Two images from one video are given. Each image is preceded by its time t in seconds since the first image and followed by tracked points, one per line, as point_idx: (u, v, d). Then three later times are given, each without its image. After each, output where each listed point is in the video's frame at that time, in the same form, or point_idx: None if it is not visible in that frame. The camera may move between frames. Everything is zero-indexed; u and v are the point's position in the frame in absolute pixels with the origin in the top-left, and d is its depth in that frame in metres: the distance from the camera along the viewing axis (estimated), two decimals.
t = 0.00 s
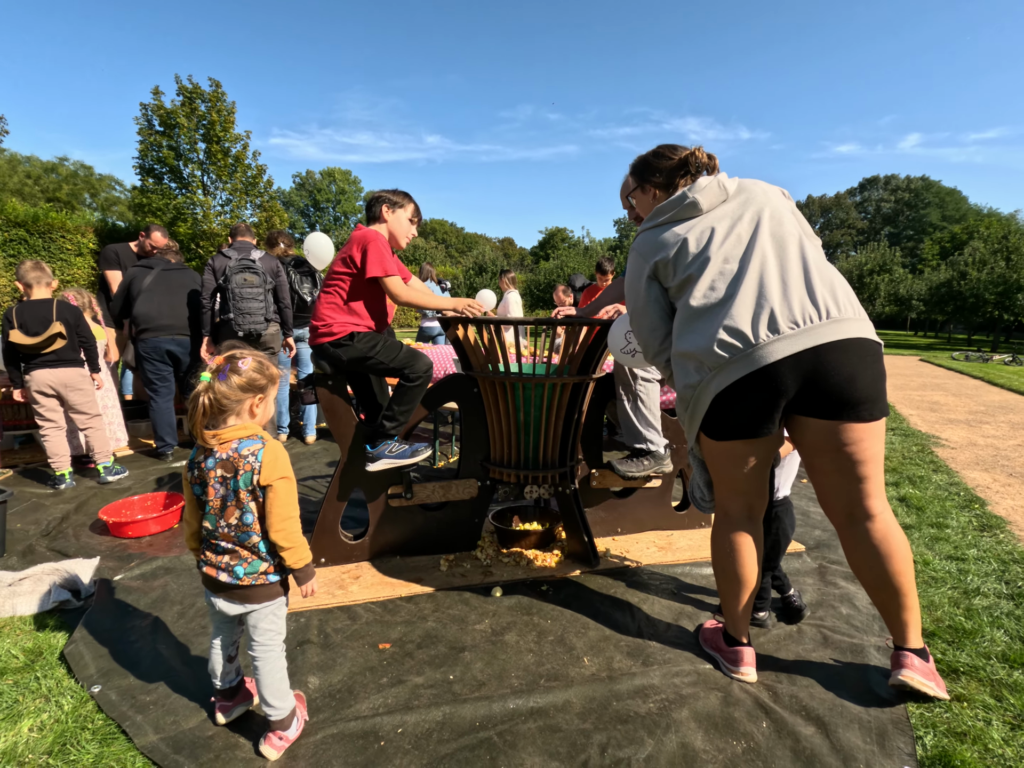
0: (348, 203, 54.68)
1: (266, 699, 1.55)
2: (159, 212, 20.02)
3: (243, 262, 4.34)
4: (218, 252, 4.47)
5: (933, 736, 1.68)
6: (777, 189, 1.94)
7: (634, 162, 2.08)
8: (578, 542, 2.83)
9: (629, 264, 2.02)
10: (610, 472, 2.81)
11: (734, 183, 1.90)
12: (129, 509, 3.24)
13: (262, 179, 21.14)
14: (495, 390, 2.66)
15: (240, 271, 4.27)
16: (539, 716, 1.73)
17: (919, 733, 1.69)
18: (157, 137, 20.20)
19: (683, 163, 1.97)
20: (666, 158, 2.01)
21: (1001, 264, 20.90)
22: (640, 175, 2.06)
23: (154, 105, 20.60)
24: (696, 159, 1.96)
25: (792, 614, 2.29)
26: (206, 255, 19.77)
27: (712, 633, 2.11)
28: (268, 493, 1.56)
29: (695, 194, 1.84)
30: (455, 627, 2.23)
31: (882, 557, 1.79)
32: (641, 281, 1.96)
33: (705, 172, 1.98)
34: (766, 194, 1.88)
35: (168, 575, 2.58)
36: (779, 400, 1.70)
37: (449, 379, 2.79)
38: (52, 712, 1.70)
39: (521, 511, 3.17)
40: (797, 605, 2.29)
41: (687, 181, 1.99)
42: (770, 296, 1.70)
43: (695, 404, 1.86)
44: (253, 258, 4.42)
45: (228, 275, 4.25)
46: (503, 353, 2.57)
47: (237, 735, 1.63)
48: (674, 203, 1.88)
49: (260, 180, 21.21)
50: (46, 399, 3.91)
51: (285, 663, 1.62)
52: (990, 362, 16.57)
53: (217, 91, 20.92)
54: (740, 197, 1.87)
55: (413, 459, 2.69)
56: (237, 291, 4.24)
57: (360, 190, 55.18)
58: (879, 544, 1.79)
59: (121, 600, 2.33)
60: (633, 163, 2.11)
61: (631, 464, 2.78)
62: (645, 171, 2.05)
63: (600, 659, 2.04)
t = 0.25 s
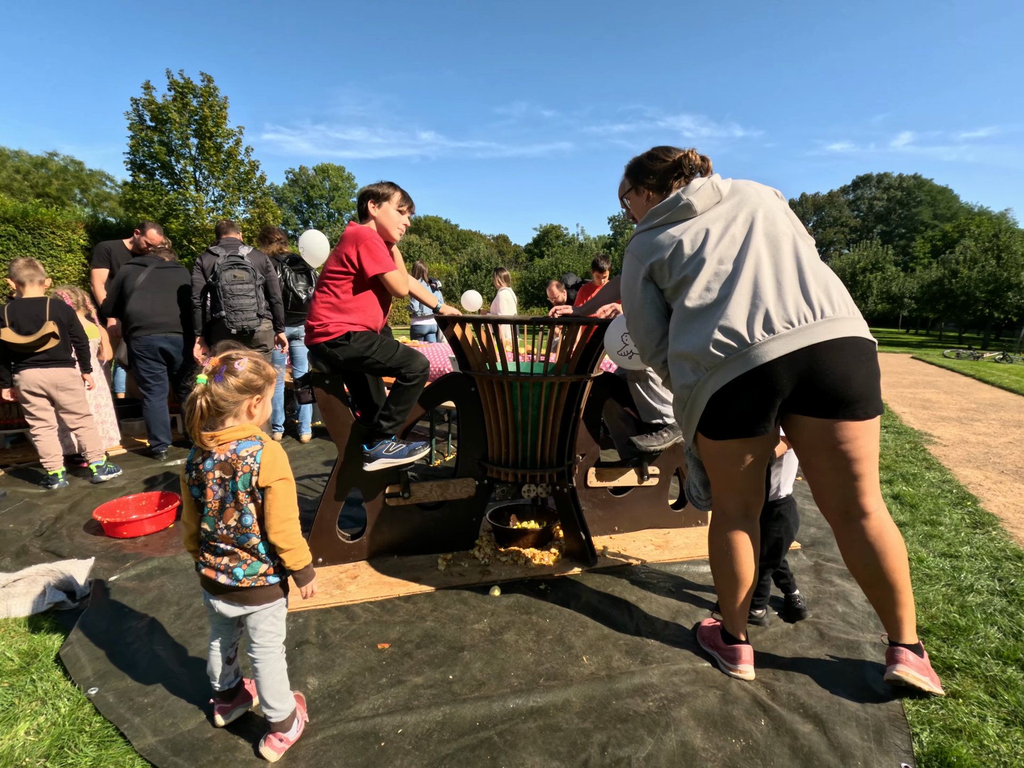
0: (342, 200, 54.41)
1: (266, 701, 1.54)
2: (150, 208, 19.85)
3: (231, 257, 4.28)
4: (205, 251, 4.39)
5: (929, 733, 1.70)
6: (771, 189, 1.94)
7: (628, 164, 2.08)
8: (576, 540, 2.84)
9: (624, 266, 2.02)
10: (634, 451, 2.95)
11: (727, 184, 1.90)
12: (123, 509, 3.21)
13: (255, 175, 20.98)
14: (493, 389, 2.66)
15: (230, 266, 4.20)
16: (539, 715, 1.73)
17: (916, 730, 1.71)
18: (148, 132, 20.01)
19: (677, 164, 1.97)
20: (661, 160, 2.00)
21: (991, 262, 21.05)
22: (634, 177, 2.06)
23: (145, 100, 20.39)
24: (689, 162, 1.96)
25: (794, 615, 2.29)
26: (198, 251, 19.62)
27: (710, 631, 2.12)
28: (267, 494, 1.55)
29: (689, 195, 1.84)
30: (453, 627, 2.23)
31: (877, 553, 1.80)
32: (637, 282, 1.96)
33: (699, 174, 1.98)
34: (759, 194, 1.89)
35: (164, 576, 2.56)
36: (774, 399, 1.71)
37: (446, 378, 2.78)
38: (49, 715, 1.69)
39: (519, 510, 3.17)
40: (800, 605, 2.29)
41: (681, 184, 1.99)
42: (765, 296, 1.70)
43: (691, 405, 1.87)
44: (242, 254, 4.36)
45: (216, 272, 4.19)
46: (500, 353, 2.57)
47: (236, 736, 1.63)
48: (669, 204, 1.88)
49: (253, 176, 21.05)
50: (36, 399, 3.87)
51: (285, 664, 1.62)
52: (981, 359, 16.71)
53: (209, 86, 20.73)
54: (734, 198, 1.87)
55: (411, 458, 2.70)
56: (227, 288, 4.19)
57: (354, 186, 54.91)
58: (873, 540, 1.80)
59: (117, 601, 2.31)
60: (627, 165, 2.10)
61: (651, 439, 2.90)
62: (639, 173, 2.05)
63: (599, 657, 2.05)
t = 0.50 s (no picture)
0: (334, 196, 54.09)
1: (276, 700, 1.55)
2: (141, 204, 19.65)
3: (228, 254, 4.25)
4: (200, 249, 4.36)
5: (931, 726, 1.72)
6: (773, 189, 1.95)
7: (629, 165, 2.10)
8: (578, 538, 2.85)
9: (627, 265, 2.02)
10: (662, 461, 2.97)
11: (730, 183, 1.91)
12: (122, 508, 3.19)
13: (247, 171, 20.80)
14: (495, 387, 2.66)
15: (227, 263, 4.17)
16: (546, 711, 1.74)
17: (918, 722, 1.73)
18: (138, 127, 19.79)
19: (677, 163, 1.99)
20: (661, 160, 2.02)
21: (981, 260, 21.24)
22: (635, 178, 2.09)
23: (135, 94, 20.16)
24: (689, 162, 1.98)
25: (795, 611, 2.32)
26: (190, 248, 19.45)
27: (713, 627, 2.14)
28: (276, 493, 1.55)
29: (693, 195, 1.85)
30: (458, 624, 2.23)
31: (879, 549, 1.82)
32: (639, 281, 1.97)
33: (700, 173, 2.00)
34: (762, 193, 1.90)
35: (165, 575, 2.55)
36: (778, 397, 1.72)
37: (448, 377, 2.78)
38: (55, 716, 1.68)
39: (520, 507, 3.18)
40: (801, 601, 2.32)
41: (683, 182, 2.01)
42: (769, 294, 1.72)
43: (695, 403, 1.88)
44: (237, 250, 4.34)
45: (212, 268, 4.15)
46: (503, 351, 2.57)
47: (245, 735, 1.63)
48: (672, 204, 1.89)
49: (245, 172, 20.88)
50: (31, 398, 3.84)
51: (294, 664, 1.62)
52: (971, 356, 16.88)
53: (200, 81, 20.51)
54: (737, 197, 1.88)
55: (413, 456, 2.70)
56: (225, 284, 4.14)
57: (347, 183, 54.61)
58: (875, 536, 1.82)
59: (119, 601, 2.30)
60: (630, 167, 2.13)
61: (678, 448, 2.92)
62: (641, 173, 2.07)
63: (603, 654, 2.07)
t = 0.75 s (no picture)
0: (328, 194, 53.85)
1: (292, 698, 1.56)
2: (133, 201, 19.48)
3: (230, 252, 4.24)
4: (201, 247, 4.36)
5: (937, 719, 1.75)
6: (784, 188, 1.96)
7: (640, 160, 2.10)
8: (583, 536, 2.87)
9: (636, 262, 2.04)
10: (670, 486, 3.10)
11: (741, 181, 1.93)
12: (125, 507, 3.18)
13: (241, 169, 20.67)
14: (501, 386, 2.67)
15: (229, 261, 4.16)
16: (559, 707, 1.76)
17: (924, 715, 1.76)
18: (130, 124, 19.63)
19: (688, 159, 2.00)
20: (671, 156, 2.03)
21: (973, 259, 21.43)
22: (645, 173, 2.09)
23: (127, 91, 19.99)
24: (700, 157, 1.99)
25: (801, 608, 2.34)
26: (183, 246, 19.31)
27: (719, 624, 2.16)
28: (292, 491, 1.56)
29: (705, 192, 1.86)
30: (467, 622, 2.24)
31: (884, 545, 1.84)
32: (649, 278, 1.99)
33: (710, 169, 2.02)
34: (773, 192, 1.91)
35: (172, 575, 2.55)
36: (786, 396, 1.74)
37: (453, 376, 2.78)
38: (69, 715, 1.68)
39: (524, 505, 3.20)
40: (806, 598, 2.35)
41: (693, 179, 2.02)
42: (779, 294, 1.74)
43: (702, 402, 1.90)
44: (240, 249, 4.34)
45: (215, 266, 4.14)
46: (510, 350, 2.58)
47: (261, 734, 1.63)
48: (683, 201, 1.90)
49: (239, 170, 20.75)
50: (31, 397, 3.81)
51: (309, 662, 1.63)
52: (963, 354, 17.03)
53: (193, 77, 20.36)
54: (748, 195, 1.90)
55: (420, 455, 2.71)
56: (227, 282, 4.12)
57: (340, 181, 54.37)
58: (881, 533, 1.84)
59: (126, 601, 2.30)
60: (638, 162, 2.13)
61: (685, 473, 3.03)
62: (650, 169, 2.08)
63: (613, 650, 2.09)
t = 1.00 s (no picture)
0: (323, 193, 53.66)
1: (305, 698, 1.56)
2: (127, 200, 19.35)
3: (234, 252, 4.25)
4: (204, 245, 4.37)
5: (943, 714, 1.77)
6: (805, 185, 1.96)
7: (661, 148, 2.08)
8: (587, 535, 2.89)
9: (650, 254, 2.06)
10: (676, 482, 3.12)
11: (762, 177, 1.92)
12: (127, 508, 3.17)
13: (235, 167, 20.57)
14: (506, 385, 2.67)
15: (233, 261, 4.16)
16: (570, 705, 1.77)
17: (931, 711, 1.79)
18: (123, 122, 19.49)
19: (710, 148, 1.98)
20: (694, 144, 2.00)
21: (965, 258, 21.60)
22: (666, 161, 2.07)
23: (120, 89, 19.86)
24: (721, 149, 1.98)
25: (806, 606, 2.36)
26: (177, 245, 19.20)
27: (726, 622, 2.18)
28: (305, 492, 1.56)
29: (724, 187, 1.86)
30: (475, 621, 2.25)
31: (888, 544, 1.84)
32: (662, 272, 2.01)
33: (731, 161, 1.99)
34: (793, 190, 1.90)
35: (177, 575, 2.55)
36: (791, 398, 1.76)
37: (458, 376, 2.77)
38: (80, 716, 1.68)
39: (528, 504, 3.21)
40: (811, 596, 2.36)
41: (713, 170, 2.00)
42: (789, 298, 1.75)
43: (706, 399, 1.93)
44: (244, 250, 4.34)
45: (220, 266, 4.13)
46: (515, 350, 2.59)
47: (274, 733, 1.64)
48: (703, 195, 1.90)
49: (233, 168, 20.64)
50: (30, 397, 3.79)
51: (323, 662, 1.63)
52: (955, 353, 17.18)
53: (187, 75, 20.23)
54: (768, 192, 1.89)
55: (426, 454, 2.71)
56: (231, 282, 4.11)
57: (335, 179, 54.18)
58: (884, 531, 1.84)
59: (133, 601, 2.29)
60: (660, 149, 2.11)
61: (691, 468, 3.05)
62: (671, 158, 2.06)
63: (621, 648, 2.10)
